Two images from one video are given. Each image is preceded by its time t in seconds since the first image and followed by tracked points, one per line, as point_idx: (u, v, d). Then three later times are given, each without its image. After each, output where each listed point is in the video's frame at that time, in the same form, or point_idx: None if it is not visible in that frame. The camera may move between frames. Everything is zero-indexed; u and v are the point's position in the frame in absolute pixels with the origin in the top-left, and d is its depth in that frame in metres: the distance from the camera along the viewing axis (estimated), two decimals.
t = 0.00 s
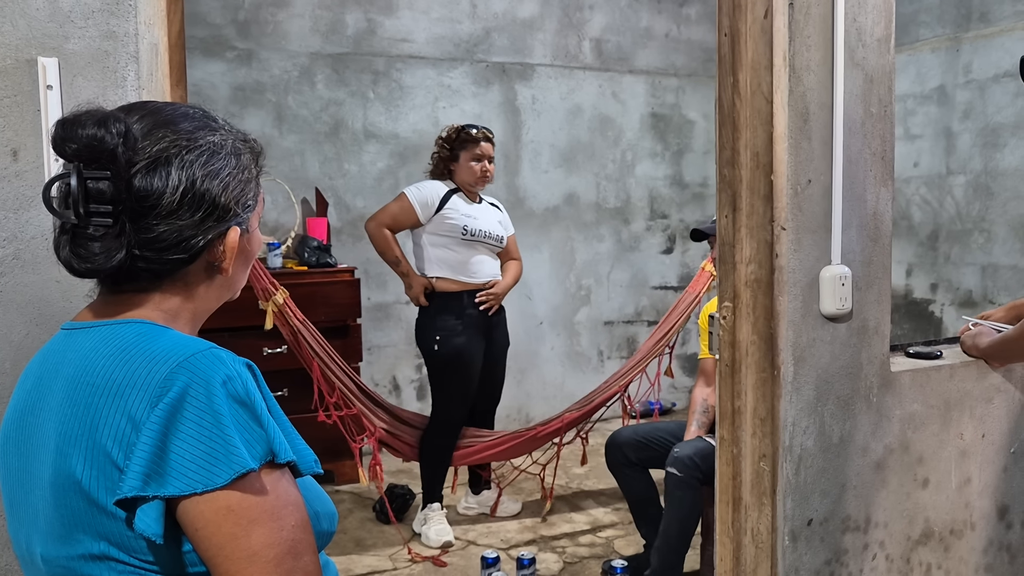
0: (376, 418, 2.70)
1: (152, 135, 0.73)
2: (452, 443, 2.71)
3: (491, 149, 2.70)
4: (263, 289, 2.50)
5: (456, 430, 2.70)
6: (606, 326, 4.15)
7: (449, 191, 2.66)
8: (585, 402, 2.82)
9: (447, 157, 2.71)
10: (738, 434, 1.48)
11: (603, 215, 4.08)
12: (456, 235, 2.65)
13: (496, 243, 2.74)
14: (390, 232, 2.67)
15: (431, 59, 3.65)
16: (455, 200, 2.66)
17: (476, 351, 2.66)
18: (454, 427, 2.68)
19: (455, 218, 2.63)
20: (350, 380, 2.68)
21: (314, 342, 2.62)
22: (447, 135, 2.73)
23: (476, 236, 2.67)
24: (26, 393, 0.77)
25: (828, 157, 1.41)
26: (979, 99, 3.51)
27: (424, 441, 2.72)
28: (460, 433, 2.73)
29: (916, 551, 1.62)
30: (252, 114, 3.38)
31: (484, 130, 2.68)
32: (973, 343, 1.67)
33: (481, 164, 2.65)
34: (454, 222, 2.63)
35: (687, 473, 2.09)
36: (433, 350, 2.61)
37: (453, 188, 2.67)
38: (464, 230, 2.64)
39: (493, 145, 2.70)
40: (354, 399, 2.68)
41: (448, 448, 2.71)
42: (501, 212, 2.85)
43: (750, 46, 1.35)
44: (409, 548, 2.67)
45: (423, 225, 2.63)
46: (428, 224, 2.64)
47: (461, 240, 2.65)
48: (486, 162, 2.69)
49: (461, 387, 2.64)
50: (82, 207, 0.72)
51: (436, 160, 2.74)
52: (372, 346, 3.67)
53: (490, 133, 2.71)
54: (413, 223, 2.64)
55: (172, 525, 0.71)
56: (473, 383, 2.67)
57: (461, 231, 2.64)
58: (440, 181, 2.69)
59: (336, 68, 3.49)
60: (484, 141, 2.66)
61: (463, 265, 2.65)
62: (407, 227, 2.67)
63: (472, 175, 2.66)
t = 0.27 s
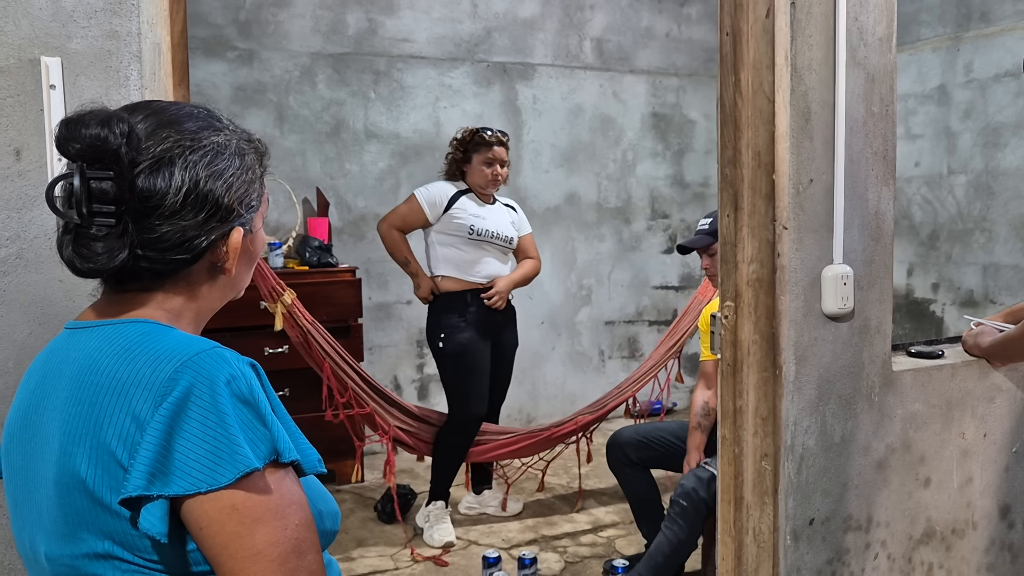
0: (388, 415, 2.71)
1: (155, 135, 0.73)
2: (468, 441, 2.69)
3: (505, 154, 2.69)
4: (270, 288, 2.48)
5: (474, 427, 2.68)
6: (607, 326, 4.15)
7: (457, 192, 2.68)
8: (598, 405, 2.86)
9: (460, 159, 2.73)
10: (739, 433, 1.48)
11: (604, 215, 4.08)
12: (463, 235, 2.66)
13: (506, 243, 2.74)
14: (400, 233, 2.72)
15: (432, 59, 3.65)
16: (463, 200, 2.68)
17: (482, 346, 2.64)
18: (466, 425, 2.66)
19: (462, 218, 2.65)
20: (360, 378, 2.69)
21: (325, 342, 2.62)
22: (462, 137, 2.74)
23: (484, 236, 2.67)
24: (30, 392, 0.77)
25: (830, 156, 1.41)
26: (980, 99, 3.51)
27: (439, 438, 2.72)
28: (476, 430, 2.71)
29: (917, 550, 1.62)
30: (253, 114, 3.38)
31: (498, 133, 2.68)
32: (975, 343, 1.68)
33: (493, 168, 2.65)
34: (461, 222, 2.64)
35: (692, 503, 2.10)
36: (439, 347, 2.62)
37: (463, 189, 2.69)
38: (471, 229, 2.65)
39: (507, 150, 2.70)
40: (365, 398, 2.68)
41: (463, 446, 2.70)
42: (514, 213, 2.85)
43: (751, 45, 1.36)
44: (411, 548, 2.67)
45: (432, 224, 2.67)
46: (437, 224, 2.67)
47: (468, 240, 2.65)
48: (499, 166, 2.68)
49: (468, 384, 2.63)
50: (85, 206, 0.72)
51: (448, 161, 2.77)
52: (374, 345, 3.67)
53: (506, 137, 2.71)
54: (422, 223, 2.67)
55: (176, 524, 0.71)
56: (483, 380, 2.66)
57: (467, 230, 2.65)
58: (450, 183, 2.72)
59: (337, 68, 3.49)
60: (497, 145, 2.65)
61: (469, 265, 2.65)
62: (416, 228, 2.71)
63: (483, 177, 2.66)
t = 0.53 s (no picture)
0: (394, 413, 2.71)
1: (157, 136, 0.73)
2: (471, 439, 2.69)
3: (516, 156, 2.68)
4: (275, 287, 2.46)
5: (478, 425, 2.68)
6: (607, 326, 4.15)
7: (463, 190, 2.68)
8: (602, 406, 2.87)
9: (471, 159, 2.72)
10: (740, 433, 1.48)
11: (604, 215, 4.08)
12: (467, 234, 2.66)
13: (512, 243, 2.74)
14: (408, 229, 2.71)
15: (432, 59, 3.65)
16: (469, 198, 2.68)
17: (487, 342, 2.64)
18: (469, 424, 2.66)
19: (467, 216, 2.65)
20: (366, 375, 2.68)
21: (332, 340, 2.62)
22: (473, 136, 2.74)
23: (488, 236, 2.67)
24: (31, 392, 0.77)
25: (831, 156, 1.41)
26: (980, 99, 3.51)
27: (443, 436, 2.72)
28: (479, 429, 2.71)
29: (918, 550, 1.62)
30: (253, 114, 3.38)
31: (510, 135, 2.67)
32: (976, 343, 1.68)
33: (502, 170, 2.64)
34: (466, 220, 2.65)
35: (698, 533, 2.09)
36: (444, 344, 2.63)
37: (470, 188, 2.70)
38: (475, 228, 2.65)
39: (518, 152, 2.69)
40: (372, 395, 2.68)
41: (466, 444, 2.70)
42: (522, 211, 2.85)
43: (752, 45, 1.35)
44: (412, 548, 2.68)
45: (437, 221, 2.68)
46: (442, 221, 2.68)
47: (471, 239, 2.66)
48: (508, 168, 2.67)
49: (473, 381, 2.63)
50: (85, 207, 0.72)
51: (459, 158, 2.74)
52: (374, 346, 3.67)
53: (518, 139, 2.70)
54: (427, 220, 2.69)
55: (177, 525, 0.71)
56: (487, 377, 2.65)
57: (471, 229, 2.65)
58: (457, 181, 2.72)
59: (337, 68, 3.49)
60: (508, 147, 2.64)
61: (471, 264, 2.65)
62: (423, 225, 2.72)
63: (492, 178, 2.65)
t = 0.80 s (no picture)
0: (389, 413, 2.70)
1: (155, 136, 0.73)
2: (471, 438, 2.69)
3: (519, 156, 2.69)
4: (272, 287, 2.48)
5: (478, 425, 2.68)
6: (607, 326, 4.15)
7: (468, 189, 2.69)
8: (603, 410, 2.87)
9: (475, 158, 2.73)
10: (740, 434, 1.48)
11: (604, 215, 4.08)
12: (472, 233, 2.66)
13: (516, 243, 2.74)
14: (411, 224, 2.73)
15: (432, 60, 3.65)
16: (474, 198, 2.68)
17: (488, 342, 2.64)
18: (469, 424, 2.66)
19: (471, 216, 2.65)
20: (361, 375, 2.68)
21: (324, 339, 2.61)
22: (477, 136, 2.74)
23: (492, 235, 2.67)
24: (31, 392, 0.77)
25: (831, 156, 1.41)
26: (980, 99, 3.51)
27: (443, 436, 2.72)
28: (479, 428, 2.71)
29: (919, 551, 1.62)
30: (253, 115, 3.38)
31: (514, 135, 2.67)
32: (976, 343, 1.68)
33: (507, 169, 2.65)
34: (470, 220, 2.65)
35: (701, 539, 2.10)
36: (445, 342, 2.63)
37: (475, 188, 2.70)
38: (480, 228, 2.66)
39: (522, 152, 2.70)
40: (366, 396, 2.68)
41: (467, 444, 2.70)
42: (526, 211, 2.84)
43: (752, 45, 1.35)
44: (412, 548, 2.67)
45: (441, 220, 2.69)
46: (446, 220, 2.68)
47: (476, 238, 2.66)
48: (513, 168, 2.68)
49: (472, 381, 2.63)
50: (84, 207, 0.72)
51: (464, 158, 2.74)
52: (374, 346, 3.67)
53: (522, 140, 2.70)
54: (431, 218, 2.70)
55: (179, 524, 0.71)
56: (487, 377, 2.65)
57: (476, 228, 2.65)
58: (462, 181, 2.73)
59: (337, 68, 3.49)
60: (513, 147, 2.65)
61: (475, 263, 2.64)
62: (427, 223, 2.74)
63: (496, 178, 2.66)
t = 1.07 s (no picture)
0: (394, 412, 2.71)
1: (128, 133, 0.73)
2: (473, 438, 2.69)
3: (519, 153, 2.70)
4: (278, 286, 2.48)
5: (479, 424, 2.68)
6: (608, 326, 4.15)
7: (472, 191, 2.69)
8: (605, 409, 2.87)
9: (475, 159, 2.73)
10: (742, 434, 1.48)
11: (605, 215, 4.08)
12: (476, 235, 2.66)
13: (520, 243, 2.74)
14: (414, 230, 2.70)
15: (433, 60, 3.65)
16: (477, 200, 2.68)
17: (491, 342, 2.64)
18: (471, 423, 2.66)
19: (476, 218, 2.65)
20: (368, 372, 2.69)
21: (333, 337, 2.62)
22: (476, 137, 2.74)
23: (497, 236, 2.67)
24: (36, 392, 0.77)
25: (833, 156, 1.41)
26: (981, 99, 3.51)
27: (444, 436, 2.73)
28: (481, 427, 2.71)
29: (920, 551, 1.62)
30: (254, 115, 3.38)
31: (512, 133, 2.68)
32: (977, 343, 1.68)
33: (507, 167, 2.65)
34: (475, 222, 2.65)
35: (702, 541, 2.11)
36: (449, 342, 2.63)
37: (478, 189, 2.70)
38: (484, 229, 2.66)
39: (521, 149, 2.71)
40: (373, 392, 2.68)
41: (469, 444, 2.70)
42: (527, 211, 2.85)
43: (754, 45, 1.35)
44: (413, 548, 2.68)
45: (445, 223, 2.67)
46: (451, 223, 2.67)
47: (481, 240, 2.66)
48: (513, 165, 2.69)
49: (475, 381, 2.63)
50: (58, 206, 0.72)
51: (462, 158, 2.75)
52: (374, 346, 3.67)
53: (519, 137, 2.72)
54: (435, 223, 2.69)
55: (187, 524, 0.71)
56: (490, 377, 2.65)
57: (481, 230, 2.65)
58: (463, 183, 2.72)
59: (338, 68, 3.49)
60: (512, 145, 2.66)
61: (481, 264, 2.65)
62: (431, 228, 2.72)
63: (497, 176, 2.66)
